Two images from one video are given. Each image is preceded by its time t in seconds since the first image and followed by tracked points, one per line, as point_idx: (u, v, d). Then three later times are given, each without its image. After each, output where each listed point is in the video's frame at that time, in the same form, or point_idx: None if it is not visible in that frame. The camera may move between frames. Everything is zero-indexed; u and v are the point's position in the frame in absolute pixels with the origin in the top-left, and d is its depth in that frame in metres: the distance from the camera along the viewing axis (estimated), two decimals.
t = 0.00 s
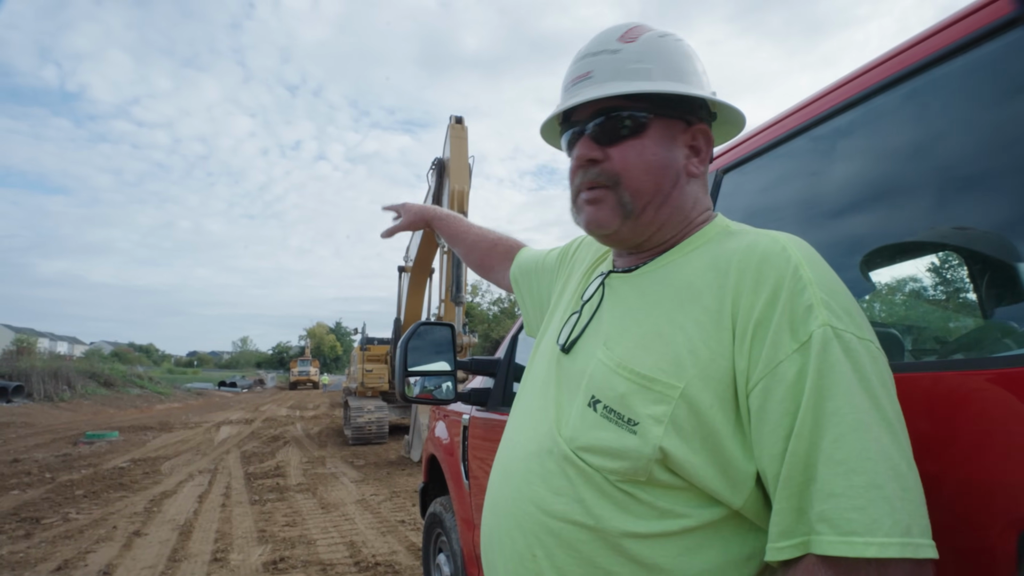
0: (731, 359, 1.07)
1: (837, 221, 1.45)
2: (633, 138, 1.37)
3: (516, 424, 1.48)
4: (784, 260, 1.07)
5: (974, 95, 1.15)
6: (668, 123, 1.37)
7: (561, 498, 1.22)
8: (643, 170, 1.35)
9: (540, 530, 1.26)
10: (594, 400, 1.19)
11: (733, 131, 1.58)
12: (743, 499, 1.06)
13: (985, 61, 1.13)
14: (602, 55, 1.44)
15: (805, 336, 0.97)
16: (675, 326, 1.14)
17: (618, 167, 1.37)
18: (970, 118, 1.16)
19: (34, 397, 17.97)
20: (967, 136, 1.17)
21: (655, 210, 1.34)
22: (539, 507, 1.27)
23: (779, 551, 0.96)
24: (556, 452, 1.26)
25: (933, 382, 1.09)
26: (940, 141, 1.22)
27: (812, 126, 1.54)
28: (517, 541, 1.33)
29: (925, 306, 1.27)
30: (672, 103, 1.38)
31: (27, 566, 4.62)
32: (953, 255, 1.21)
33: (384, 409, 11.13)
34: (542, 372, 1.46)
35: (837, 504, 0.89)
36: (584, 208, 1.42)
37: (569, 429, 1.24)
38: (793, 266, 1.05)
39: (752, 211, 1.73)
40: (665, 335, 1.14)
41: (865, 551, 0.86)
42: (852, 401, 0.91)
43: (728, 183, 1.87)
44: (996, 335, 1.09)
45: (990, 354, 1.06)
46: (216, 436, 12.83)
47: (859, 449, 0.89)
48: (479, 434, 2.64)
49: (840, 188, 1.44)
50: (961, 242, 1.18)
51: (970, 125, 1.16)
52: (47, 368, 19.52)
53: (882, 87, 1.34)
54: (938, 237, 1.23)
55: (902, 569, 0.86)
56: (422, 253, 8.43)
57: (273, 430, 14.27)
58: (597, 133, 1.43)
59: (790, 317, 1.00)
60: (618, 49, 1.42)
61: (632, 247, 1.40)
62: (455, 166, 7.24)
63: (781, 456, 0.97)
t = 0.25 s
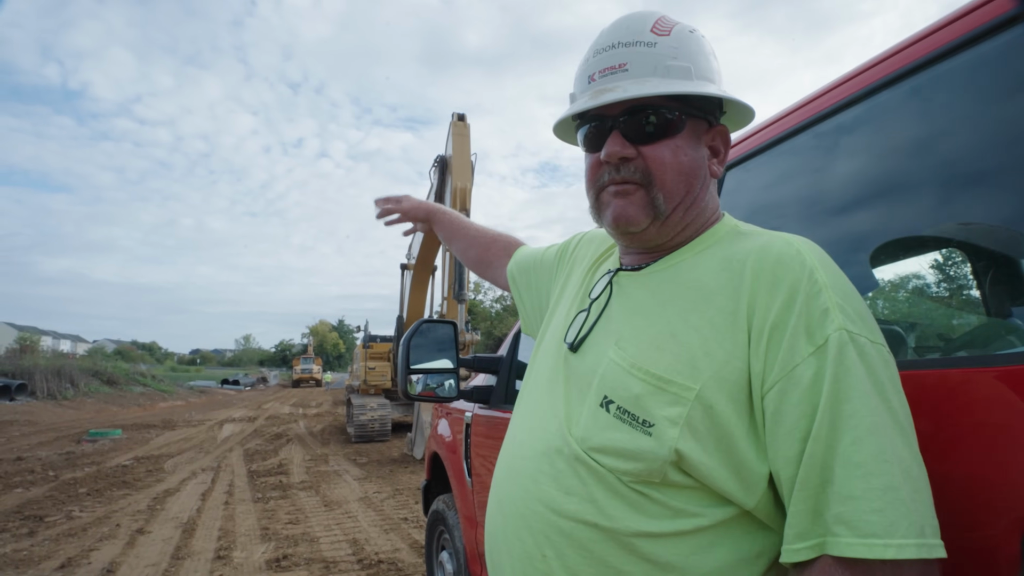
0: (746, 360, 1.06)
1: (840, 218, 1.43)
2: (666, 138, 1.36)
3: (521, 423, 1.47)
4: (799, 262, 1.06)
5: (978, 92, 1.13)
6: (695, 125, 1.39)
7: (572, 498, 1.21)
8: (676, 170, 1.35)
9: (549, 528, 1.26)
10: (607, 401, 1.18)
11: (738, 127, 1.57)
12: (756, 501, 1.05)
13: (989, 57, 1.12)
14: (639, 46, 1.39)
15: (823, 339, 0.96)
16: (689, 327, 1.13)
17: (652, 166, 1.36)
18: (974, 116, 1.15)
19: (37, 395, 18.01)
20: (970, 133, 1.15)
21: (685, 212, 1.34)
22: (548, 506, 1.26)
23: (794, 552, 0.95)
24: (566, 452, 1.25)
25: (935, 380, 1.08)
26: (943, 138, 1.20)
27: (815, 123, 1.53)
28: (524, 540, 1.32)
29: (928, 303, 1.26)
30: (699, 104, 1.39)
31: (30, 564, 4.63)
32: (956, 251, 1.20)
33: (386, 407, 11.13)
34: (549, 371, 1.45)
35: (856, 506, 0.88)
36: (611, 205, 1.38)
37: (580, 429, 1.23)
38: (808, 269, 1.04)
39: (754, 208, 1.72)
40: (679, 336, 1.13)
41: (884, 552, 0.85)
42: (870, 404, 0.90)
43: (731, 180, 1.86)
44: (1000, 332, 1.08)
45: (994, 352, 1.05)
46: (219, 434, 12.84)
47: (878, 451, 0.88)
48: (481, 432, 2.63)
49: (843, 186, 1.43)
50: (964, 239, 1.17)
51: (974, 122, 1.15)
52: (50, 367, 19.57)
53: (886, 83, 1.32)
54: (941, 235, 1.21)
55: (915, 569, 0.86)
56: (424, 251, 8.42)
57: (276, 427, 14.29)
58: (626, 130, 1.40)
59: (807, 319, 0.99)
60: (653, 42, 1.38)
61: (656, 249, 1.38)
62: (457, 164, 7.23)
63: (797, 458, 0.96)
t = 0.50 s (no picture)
0: (746, 358, 1.06)
1: (839, 216, 1.43)
2: (666, 136, 1.36)
3: (520, 420, 1.47)
4: (797, 259, 1.06)
5: (976, 90, 1.13)
6: (694, 122, 1.39)
7: (571, 496, 1.21)
8: (676, 169, 1.34)
9: (549, 526, 1.26)
10: (606, 399, 1.18)
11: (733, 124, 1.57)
12: (756, 497, 1.05)
13: (986, 54, 1.11)
14: (640, 43, 1.38)
15: (821, 336, 0.95)
16: (688, 324, 1.13)
17: (652, 165, 1.35)
18: (972, 113, 1.14)
19: (37, 394, 18.02)
20: (967, 130, 1.15)
21: (684, 210, 1.34)
22: (548, 504, 1.26)
23: (793, 547, 0.95)
24: (565, 450, 1.25)
25: (930, 378, 1.08)
26: (942, 135, 1.20)
27: (814, 120, 1.52)
28: (523, 536, 1.32)
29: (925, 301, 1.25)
30: (699, 102, 1.39)
31: (30, 563, 4.64)
32: (953, 249, 1.19)
33: (386, 405, 11.14)
34: (547, 369, 1.45)
35: (854, 502, 0.88)
36: (611, 202, 1.37)
37: (580, 427, 1.23)
38: (806, 267, 1.04)
39: (753, 205, 1.71)
40: (678, 334, 1.13)
41: (883, 546, 0.85)
42: (869, 401, 0.90)
43: (730, 177, 1.85)
44: (995, 330, 1.08)
45: (989, 349, 1.05)
46: (219, 432, 12.84)
47: (877, 447, 0.88)
48: (480, 430, 2.63)
49: (842, 183, 1.42)
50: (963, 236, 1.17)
51: (972, 120, 1.14)
52: (49, 366, 19.56)
53: (883, 81, 1.32)
54: (940, 232, 1.21)
55: (912, 563, 0.87)
56: (424, 249, 8.42)
57: (276, 426, 14.30)
58: (626, 128, 1.39)
59: (805, 316, 0.99)
60: (654, 39, 1.38)
61: (655, 247, 1.38)
62: (456, 162, 7.22)
63: (796, 455, 0.96)
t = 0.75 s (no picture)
0: (735, 355, 1.05)
1: (836, 216, 1.42)
2: (654, 135, 1.35)
3: (515, 420, 1.47)
4: (785, 255, 1.05)
5: (974, 89, 1.12)
6: (683, 122, 1.38)
7: (564, 495, 1.21)
8: (665, 167, 1.34)
9: (542, 526, 1.25)
10: (598, 398, 1.17)
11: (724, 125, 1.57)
12: (748, 494, 1.04)
13: (985, 54, 1.10)
14: (626, 46, 1.38)
15: (808, 331, 0.95)
16: (679, 322, 1.12)
17: (640, 163, 1.35)
18: (971, 113, 1.13)
19: (37, 394, 18.03)
20: (966, 130, 1.14)
21: (674, 209, 1.33)
22: (541, 504, 1.25)
23: (780, 544, 0.94)
24: (558, 450, 1.24)
25: (927, 377, 1.07)
26: (940, 135, 1.19)
27: (813, 120, 1.51)
28: (518, 536, 1.31)
29: (923, 299, 1.25)
30: (687, 101, 1.38)
31: (29, 564, 4.64)
32: (951, 248, 1.19)
33: (386, 405, 11.13)
34: (541, 369, 1.44)
35: (842, 497, 0.87)
36: (600, 202, 1.38)
37: (572, 426, 1.22)
38: (793, 263, 1.03)
39: (752, 204, 1.70)
40: (668, 332, 1.12)
41: (870, 542, 0.84)
42: (856, 396, 0.89)
43: (729, 177, 1.84)
44: (991, 329, 1.08)
45: (987, 348, 1.04)
46: (219, 432, 12.84)
47: (864, 443, 0.87)
48: (479, 429, 2.62)
49: (841, 182, 1.41)
50: (961, 236, 1.16)
51: (970, 120, 1.13)
52: (49, 367, 19.55)
53: (882, 79, 1.31)
54: (938, 231, 1.20)
55: (902, 559, 0.85)
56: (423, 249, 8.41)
57: (276, 426, 14.30)
58: (615, 128, 1.39)
59: (793, 312, 0.98)
60: (640, 41, 1.38)
61: (646, 246, 1.38)
62: (456, 162, 7.21)
63: (784, 451, 0.95)
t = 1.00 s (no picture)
0: (724, 352, 1.07)
1: (836, 216, 1.44)
2: (635, 139, 1.39)
3: (510, 426, 1.49)
4: (769, 252, 1.08)
5: (973, 89, 1.13)
6: (665, 125, 1.41)
7: (558, 498, 1.22)
8: (646, 170, 1.37)
9: (537, 529, 1.27)
10: (590, 399, 1.19)
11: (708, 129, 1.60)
12: (739, 490, 1.05)
13: (983, 55, 1.12)
14: (603, 55, 1.44)
15: (793, 326, 0.97)
16: (669, 322, 1.15)
17: (622, 168, 1.38)
18: (969, 113, 1.15)
19: (37, 396, 18.02)
20: (964, 130, 1.15)
21: (658, 210, 1.37)
22: (536, 508, 1.27)
23: (767, 535, 0.96)
24: (552, 453, 1.26)
25: (925, 378, 1.08)
26: (938, 135, 1.20)
27: (812, 120, 1.52)
28: (514, 542, 1.33)
29: (923, 300, 1.26)
30: (669, 105, 1.41)
31: (30, 565, 4.65)
32: (949, 249, 1.20)
33: (385, 407, 11.14)
34: (535, 374, 1.46)
35: (824, 488, 0.88)
36: (586, 208, 1.42)
37: (566, 428, 1.25)
38: (779, 258, 1.05)
39: (750, 206, 1.72)
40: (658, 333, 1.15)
41: (851, 531, 0.86)
42: (840, 387, 0.90)
43: (727, 179, 1.86)
44: (988, 331, 1.09)
45: (983, 349, 1.05)
46: (218, 434, 12.84)
47: (847, 434, 0.88)
48: (478, 431, 2.64)
49: (840, 183, 1.43)
50: (959, 237, 1.17)
51: (967, 121, 1.15)
52: (49, 368, 19.53)
53: (881, 80, 1.33)
54: (935, 232, 1.22)
55: (886, 550, 0.86)
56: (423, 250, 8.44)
57: (276, 427, 14.30)
58: (597, 134, 1.44)
59: (777, 307, 1.00)
60: (617, 50, 1.43)
61: (632, 248, 1.42)
62: (455, 164, 7.23)
63: (771, 446, 0.97)
